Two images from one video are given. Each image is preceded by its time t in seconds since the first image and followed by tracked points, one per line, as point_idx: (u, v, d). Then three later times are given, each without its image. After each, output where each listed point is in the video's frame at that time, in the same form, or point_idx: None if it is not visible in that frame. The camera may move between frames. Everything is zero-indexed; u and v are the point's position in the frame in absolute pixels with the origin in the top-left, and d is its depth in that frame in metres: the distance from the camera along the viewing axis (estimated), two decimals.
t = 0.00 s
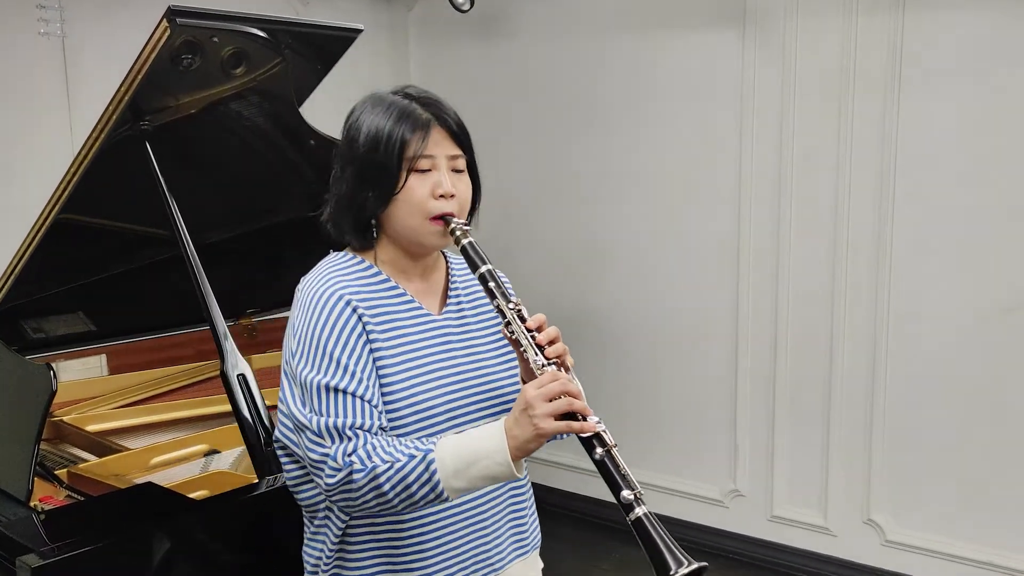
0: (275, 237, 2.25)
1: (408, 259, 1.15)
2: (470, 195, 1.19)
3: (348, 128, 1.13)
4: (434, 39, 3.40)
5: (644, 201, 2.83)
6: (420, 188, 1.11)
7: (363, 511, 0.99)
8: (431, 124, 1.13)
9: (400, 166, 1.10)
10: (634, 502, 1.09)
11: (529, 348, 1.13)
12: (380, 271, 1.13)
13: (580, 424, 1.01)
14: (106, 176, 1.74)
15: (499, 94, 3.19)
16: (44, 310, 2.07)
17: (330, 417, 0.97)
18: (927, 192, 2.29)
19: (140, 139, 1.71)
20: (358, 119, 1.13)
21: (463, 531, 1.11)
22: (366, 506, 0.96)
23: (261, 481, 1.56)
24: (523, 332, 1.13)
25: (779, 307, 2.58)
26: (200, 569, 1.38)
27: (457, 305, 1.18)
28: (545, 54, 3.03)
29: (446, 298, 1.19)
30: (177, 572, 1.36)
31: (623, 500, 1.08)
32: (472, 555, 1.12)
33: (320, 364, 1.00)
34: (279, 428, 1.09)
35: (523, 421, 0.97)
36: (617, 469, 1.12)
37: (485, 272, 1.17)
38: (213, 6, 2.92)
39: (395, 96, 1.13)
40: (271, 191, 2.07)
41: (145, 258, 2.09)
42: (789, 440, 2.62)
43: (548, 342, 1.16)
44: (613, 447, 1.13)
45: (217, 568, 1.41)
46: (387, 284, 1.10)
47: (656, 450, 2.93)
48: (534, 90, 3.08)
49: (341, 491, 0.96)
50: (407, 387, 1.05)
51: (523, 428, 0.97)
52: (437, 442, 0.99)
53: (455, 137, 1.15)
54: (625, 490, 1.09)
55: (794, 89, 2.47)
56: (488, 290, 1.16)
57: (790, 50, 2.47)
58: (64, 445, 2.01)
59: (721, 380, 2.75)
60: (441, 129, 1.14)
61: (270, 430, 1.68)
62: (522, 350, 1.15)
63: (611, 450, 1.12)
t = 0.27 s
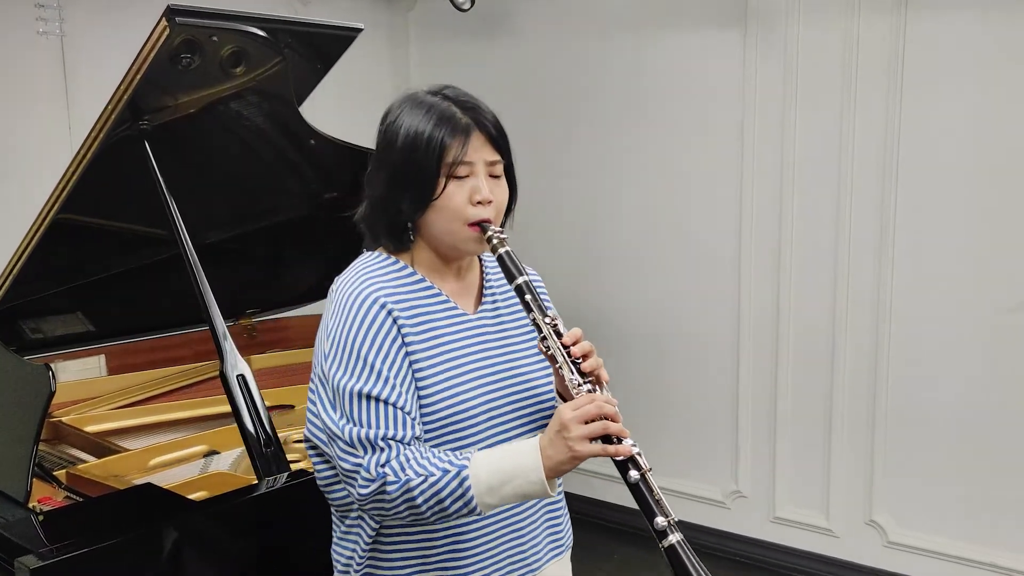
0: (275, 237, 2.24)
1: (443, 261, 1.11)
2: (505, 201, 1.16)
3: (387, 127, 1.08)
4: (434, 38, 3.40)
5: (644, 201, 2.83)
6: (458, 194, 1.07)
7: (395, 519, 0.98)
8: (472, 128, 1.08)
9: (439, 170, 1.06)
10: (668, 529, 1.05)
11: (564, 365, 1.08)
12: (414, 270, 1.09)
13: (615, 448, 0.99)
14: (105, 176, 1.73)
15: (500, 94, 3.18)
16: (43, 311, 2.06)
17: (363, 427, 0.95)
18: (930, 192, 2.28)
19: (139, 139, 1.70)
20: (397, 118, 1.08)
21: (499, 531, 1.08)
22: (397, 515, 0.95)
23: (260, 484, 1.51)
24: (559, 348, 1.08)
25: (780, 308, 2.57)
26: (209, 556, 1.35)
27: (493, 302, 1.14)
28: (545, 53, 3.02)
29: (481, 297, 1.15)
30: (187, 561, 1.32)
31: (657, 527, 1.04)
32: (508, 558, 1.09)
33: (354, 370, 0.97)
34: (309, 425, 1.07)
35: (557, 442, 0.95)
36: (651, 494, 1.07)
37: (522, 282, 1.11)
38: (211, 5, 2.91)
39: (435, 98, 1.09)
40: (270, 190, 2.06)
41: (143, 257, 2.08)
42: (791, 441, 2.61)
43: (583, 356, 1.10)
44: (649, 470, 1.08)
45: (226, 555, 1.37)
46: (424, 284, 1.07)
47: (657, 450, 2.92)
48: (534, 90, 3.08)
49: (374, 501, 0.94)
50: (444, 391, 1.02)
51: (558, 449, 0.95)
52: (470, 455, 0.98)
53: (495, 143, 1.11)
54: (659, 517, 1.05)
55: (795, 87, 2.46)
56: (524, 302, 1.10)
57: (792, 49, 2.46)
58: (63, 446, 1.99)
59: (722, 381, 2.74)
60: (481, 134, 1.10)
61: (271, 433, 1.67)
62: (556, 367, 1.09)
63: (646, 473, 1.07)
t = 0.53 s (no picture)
0: (275, 237, 2.23)
1: (472, 262, 1.10)
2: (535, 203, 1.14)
3: (417, 127, 1.08)
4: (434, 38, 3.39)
5: (644, 201, 2.82)
6: (486, 196, 1.05)
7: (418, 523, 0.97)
8: (501, 130, 1.07)
9: (467, 172, 1.05)
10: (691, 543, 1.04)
11: (591, 374, 1.07)
12: (443, 271, 1.08)
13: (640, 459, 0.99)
14: (104, 176, 1.72)
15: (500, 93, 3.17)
16: (42, 311, 2.05)
17: (388, 431, 0.95)
18: (933, 192, 2.27)
19: (138, 138, 1.69)
20: (427, 119, 1.07)
21: (521, 533, 1.07)
22: (421, 519, 0.95)
23: (259, 485, 1.49)
24: (586, 356, 1.06)
25: (782, 308, 2.56)
26: (213, 548, 1.35)
27: (522, 303, 1.13)
28: (546, 52, 3.01)
29: (511, 298, 1.14)
30: (191, 553, 1.32)
31: (681, 541, 1.04)
32: (529, 562, 1.08)
33: (380, 372, 0.97)
34: (334, 425, 1.07)
35: (583, 452, 0.95)
36: (675, 507, 1.07)
37: (550, 287, 1.09)
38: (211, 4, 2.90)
39: (464, 99, 1.08)
40: (272, 190, 2.05)
41: (143, 257, 2.08)
42: (792, 442, 2.60)
43: (609, 364, 1.09)
44: (673, 484, 1.08)
45: (231, 547, 1.37)
46: (452, 284, 1.06)
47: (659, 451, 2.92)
48: (534, 89, 3.07)
49: (398, 505, 0.94)
50: (472, 393, 1.01)
51: (583, 459, 0.95)
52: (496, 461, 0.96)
53: (524, 144, 1.09)
54: (683, 531, 1.04)
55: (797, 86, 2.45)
56: (552, 308, 1.09)
57: (793, 49, 2.45)
58: (62, 447, 1.98)
59: (723, 382, 2.73)
60: (510, 136, 1.08)
61: (271, 436, 1.65)
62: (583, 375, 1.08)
63: (671, 486, 1.07)
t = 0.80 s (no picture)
0: (275, 237, 2.22)
1: (488, 262, 1.09)
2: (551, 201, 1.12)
3: (432, 127, 1.07)
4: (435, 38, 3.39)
5: (646, 201, 2.81)
6: (501, 195, 1.04)
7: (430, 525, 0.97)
8: (516, 128, 1.06)
9: (482, 171, 1.04)
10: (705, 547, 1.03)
11: (604, 375, 1.05)
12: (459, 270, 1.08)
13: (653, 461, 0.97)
14: (103, 175, 1.71)
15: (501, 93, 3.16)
16: (41, 312, 2.04)
17: (401, 431, 0.95)
18: (935, 192, 2.26)
19: (137, 138, 1.68)
20: (442, 119, 1.07)
21: (533, 537, 1.06)
22: (433, 520, 0.94)
23: (260, 485, 1.48)
24: (599, 357, 1.05)
25: (784, 308, 2.55)
26: (214, 544, 1.34)
27: (538, 306, 1.11)
28: (546, 52, 3.00)
29: (528, 298, 1.13)
30: (192, 549, 1.31)
31: (693, 544, 1.03)
32: (541, 564, 1.07)
33: (394, 372, 0.97)
34: (348, 425, 1.07)
35: (595, 454, 0.93)
36: (688, 509, 1.06)
37: (565, 287, 1.08)
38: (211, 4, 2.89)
39: (479, 97, 1.07)
40: (272, 189, 2.04)
41: (142, 257, 2.07)
42: (794, 443, 2.59)
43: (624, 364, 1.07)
44: (687, 486, 1.06)
45: (233, 543, 1.36)
46: (467, 284, 1.05)
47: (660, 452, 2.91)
48: (535, 89, 3.06)
49: (410, 506, 0.93)
50: (487, 393, 1.00)
51: (595, 461, 0.93)
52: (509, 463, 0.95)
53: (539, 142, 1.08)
54: (696, 534, 1.03)
55: (799, 85, 2.45)
56: (566, 307, 1.08)
57: (795, 48, 2.44)
58: (61, 448, 1.97)
59: (725, 382, 2.72)
60: (525, 133, 1.07)
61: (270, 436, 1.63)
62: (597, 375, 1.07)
63: (684, 489, 1.05)
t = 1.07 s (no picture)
0: (275, 236, 2.21)
1: (492, 260, 1.08)
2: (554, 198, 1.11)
3: (433, 126, 1.07)
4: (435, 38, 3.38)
5: (647, 201, 2.80)
6: (504, 192, 1.03)
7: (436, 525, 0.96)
8: (518, 125, 1.05)
9: (484, 168, 1.03)
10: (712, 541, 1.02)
11: (610, 371, 1.03)
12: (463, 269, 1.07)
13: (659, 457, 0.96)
14: (102, 174, 1.70)
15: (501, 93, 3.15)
16: (39, 312, 2.03)
17: (406, 431, 0.94)
18: (938, 192, 2.25)
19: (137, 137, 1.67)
20: (443, 117, 1.06)
21: (541, 536, 1.05)
22: (438, 520, 0.93)
23: (260, 486, 1.48)
24: (605, 352, 1.03)
25: (785, 308, 2.54)
26: (214, 543, 1.33)
27: (542, 304, 1.10)
28: (547, 51, 2.99)
29: (533, 297, 1.12)
30: (192, 547, 1.31)
31: (700, 539, 1.03)
32: (549, 566, 1.06)
33: (399, 372, 0.96)
34: (354, 427, 1.06)
35: (601, 450, 0.92)
36: (695, 504, 1.05)
37: (569, 283, 1.07)
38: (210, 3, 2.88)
39: (481, 95, 1.07)
40: (272, 189, 2.03)
41: (141, 257, 2.06)
42: (796, 444, 2.58)
43: (629, 360, 1.06)
44: (693, 480, 1.06)
45: (232, 543, 1.35)
46: (471, 283, 1.05)
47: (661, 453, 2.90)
48: (536, 88, 3.05)
49: (415, 506, 0.93)
50: (492, 392, 0.99)
51: (601, 457, 0.92)
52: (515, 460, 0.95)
53: (541, 139, 1.07)
54: (703, 529, 1.03)
55: (801, 85, 2.44)
56: (570, 304, 1.06)
57: (797, 47, 2.43)
58: (59, 448, 1.96)
59: (726, 383, 2.72)
60: (527, 130, 1.06)
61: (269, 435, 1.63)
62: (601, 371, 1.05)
63: (690, 484, 1.05)
